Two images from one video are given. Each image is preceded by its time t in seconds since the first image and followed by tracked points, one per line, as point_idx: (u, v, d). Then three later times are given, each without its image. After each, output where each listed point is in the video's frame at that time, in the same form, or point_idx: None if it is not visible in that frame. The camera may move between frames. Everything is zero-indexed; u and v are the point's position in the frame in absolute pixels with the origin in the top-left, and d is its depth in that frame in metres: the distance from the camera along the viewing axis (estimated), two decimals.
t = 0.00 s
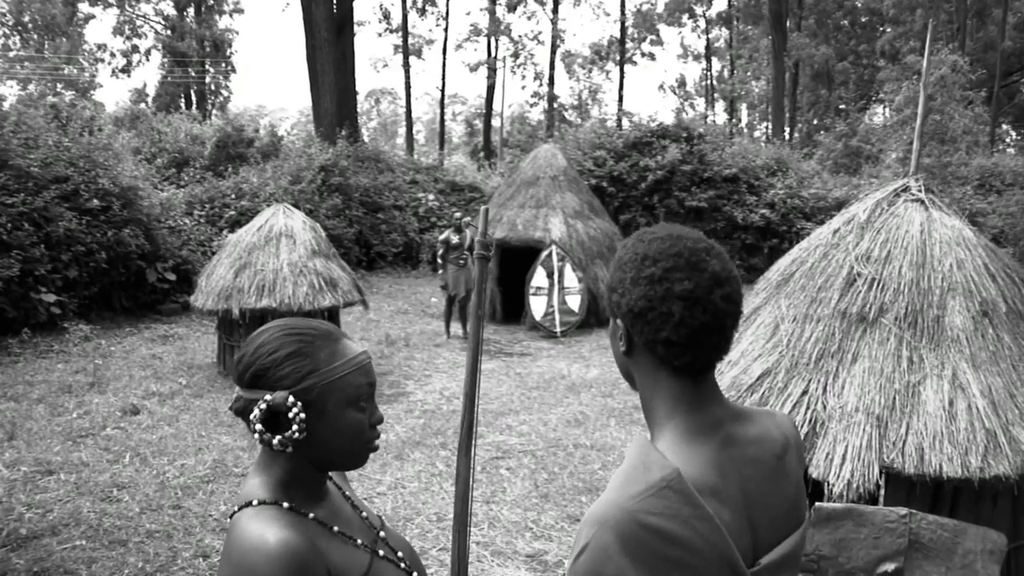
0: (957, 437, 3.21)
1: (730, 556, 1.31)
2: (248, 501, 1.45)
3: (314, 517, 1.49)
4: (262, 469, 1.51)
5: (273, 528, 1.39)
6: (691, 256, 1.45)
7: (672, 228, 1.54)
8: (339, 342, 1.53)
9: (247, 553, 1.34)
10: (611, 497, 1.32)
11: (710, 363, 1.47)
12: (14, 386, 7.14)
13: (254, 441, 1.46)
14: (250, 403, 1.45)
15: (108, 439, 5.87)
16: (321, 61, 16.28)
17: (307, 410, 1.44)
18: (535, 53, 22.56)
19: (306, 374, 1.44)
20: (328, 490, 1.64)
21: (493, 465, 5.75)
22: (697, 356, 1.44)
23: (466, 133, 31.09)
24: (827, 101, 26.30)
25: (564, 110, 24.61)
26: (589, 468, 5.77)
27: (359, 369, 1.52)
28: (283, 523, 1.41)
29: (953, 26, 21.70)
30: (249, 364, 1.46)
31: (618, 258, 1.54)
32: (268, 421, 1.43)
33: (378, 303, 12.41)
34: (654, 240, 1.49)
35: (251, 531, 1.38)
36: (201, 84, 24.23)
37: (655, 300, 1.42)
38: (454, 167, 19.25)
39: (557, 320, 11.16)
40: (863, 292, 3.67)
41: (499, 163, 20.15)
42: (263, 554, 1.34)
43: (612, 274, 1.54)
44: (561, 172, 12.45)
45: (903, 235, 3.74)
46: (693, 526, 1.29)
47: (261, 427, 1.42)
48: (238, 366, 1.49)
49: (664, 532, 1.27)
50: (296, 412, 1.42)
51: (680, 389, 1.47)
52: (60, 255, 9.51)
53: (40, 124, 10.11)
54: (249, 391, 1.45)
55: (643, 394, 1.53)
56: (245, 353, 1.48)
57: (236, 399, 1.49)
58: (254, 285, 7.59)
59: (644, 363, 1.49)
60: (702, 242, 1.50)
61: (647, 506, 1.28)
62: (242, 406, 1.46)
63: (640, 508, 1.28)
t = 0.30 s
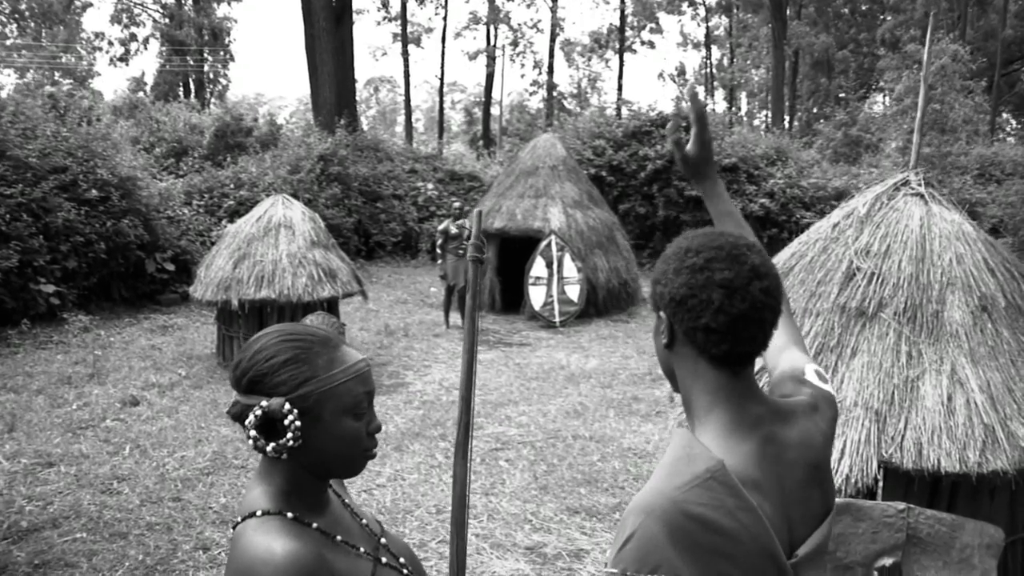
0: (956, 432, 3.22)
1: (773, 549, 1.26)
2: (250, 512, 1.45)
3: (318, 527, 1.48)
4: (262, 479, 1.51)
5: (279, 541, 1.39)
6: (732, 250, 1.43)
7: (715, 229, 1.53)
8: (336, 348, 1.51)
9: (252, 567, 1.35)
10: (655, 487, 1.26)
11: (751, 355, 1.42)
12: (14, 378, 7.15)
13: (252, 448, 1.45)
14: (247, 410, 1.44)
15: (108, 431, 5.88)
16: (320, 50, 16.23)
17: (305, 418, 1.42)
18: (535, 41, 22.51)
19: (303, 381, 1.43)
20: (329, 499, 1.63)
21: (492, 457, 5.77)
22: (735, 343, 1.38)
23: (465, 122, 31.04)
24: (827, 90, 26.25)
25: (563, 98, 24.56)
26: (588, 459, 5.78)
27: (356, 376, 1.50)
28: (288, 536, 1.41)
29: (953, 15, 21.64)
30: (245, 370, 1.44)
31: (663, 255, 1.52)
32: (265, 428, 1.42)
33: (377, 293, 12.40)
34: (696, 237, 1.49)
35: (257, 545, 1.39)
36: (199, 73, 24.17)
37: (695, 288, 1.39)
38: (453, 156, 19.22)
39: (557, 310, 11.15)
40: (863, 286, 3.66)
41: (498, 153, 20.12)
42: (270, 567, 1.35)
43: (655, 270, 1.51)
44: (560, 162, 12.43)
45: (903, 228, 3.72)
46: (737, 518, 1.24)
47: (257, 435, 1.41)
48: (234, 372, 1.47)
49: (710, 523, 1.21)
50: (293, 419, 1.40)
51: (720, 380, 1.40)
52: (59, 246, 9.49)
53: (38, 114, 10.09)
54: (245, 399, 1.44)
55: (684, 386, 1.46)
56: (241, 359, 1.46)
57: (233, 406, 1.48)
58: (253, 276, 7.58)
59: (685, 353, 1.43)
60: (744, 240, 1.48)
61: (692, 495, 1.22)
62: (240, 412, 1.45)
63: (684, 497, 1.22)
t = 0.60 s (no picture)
0: (953, 426, 3.22)
1: (839, 532, 1.29)
2: (255, 512, 1.45)
3: (322, 528, 1.49)
4: (268, 479, 1.50)
5: (286, 540, 1.40)
6: (824, 250, 1.38)
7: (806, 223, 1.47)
8: (348, 352, 1.51)
9: (259, 567, 1.35)
10: (730, 468, 1.29)
11: (832, 353, 1.39)
12: (13, 367, 7.15)
13: (261, 450, 1.44)
14: (258, 413, 1.44)
15: (107, 421, 5.89)
16: (319, 38, 16.17)
17: (318, 422, 1.42)
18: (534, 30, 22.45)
19: (316, 386, 1.43)
20: (331, 500, 1.63)
21: (491, 447, 5.79)
22: (819, 342, 1.36)
23: (464, 110, 31.00)
24: (827, 79, 26.22)
25: (563, 88, 24.52)
26: (587, 450, 5.79)
27: (368, 381, 1.51)
28: (294, 536, 1.41)
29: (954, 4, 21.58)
30: (256, 372, 1.44)
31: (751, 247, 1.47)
32: (276, 432, 1.41)
33: (376, 283, 12.40)
34: (785, 232, 1.43)
35: (263, 544, 1.39)
36: (198, 62, 24.11)
37: (785, 286, 1.35)
38: (452, 145, 19.19)
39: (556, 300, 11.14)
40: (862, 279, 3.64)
41: (497, 142, 20.10)
42: (276, 566, 1.35)
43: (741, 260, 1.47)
44: (559, 152, 12.41)
45: (902, 221, 3.70)
46: (809, 503, 1.26)
47: (269, 439, 1.40)
48: (245, 375, 1.47)
49: (784, 506, 1.24)
50: (306, 423, 1.40)
51: (799, 374, 1.39)
52: (58, 236, 9.46)
53: (36, 103, 10.05)
54: (256, 400, 1.44)
55: (759, 376, 1.45)
56: (253, 361, 1.46)
57: (243, 408, 1.48)
58: (252, 266, 7.57)
59: (767, 345, 1.41)
60: (833, 238, 1.43)
61: (767, 477, 1.25)
62: (249, 413, 1.45)
63: (759, 481, 1.25)
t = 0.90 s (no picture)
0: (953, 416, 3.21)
1: (918, 510, 1.36)
2: (254, 506, 1.45)
3: (321, 523, 1.48)
4: (268, 473, 1.51)
5: (284, 535, 1.39)
6: (910, 246, 1.43)
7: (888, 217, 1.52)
8: (355, 351, 1.51)
9: (257, 562, 1.34)
10: (816, 448, 1.35)
11: (911, 344, 1.45)
12: (13, 357, 7.15)
13: (262, 448, 1.44)
14: (260, 408, 1.43)
15: (107, 411, 5.89)
16: (317, 26, 16.08)
17: (322, 421, 1.42)
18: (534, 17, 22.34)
19: (321, 384, 1.43)
20: (330, 496, 1.63)
21: (491, 436, 5.80)
22: (901, 334, 1.43)
23: (464, 98, 30.88)
24: (827, 66, 26.15)
25: (562, 75, 24.43)
26: (586, 439, 5.80)
27: (373, 381, 1.51)
28: (294, 531, 1.41)
29: None
30: (261, 367, 1.44)
31: (835, 239, 1.53)
32: (278, 429, 1.41)
33: (376, 272, 12.39)
34: (872, 226, 1.48)
35: (261, 538, 1.38)
36: (196, 49, 24.00)
37: (873, 279, 1.42)
38: (451, 132, 19.13)
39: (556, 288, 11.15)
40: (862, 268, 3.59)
41: (496, 130, 20.04)
42: (275, 562, 1.34)
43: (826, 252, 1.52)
44: (559, 140, 12.36)
45: (902, 210, 3.66)
46: (891, 482, 1.34)
47: (271, 436, 1.40)
48: (249, 368, 1.46)
49: (868, 484, 1.31)
50: (310, 421, 1.40)
51: (882, 363, 1.45)
52: (57, 225, 9.44)
53: (34, 92, 10.01)
54: (259, 394, 1.43)
55: (839, 365, 1.50)
56: (257, 355, 1.45)
57: (245, 402, 1.47)
58: (251, 255, 7.56)
59: (850, 334, 1.47)
60: (918, 235, 1.48)
61: (850, 456, 1.32)
62: (252, 408, 1.45)
63: (843, 459, 1.32)
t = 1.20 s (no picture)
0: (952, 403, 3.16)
1: (977, 512, 1.30)
2: (252, 495, 1.45)
3: (318, 511, 1.49)
4: (266, 462, 1.51)
5: (280, 523, 1.39)
6: (984, 248, 1.36)
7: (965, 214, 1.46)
8: (356, 345, 1.50)
9: (253, 551, 1.34)
10: (859, 446, 1.37)
11: (984, 346, 1.40)
12: (12, 343, 7.15)
13: (260, 439, 1.44)
14: (259, 397, 1.42)
15: (108, 397, 5.90)
16: (316, 10, 15.97)
17: (319, 415, 1.42)
18: None
19: (320, 377, 1.43)
20: (331, 484, 1.63)
21: (490, 422, 5.81)
22: (973, 338, 1.37)
23: (463, 81, 30.75)
24: (828, 51, 26.09)
25: (562, 59, 24.33)
26: (586, 424, 5.81)
27: (373, 376, 1.50)
28: (289, 520, 1.41)
29: None
30: (261, 357, 1.43)
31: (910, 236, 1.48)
32: (276, 420, 1.41)
33: (375, 257, 12.38)
34: (946, 225, 1.42)
35: (257, 527, 1.38)
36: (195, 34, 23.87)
37: (943, 282, 1.36)
38: (451, 116, 19.05)
39: (555, 272, 11.14)
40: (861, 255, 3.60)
41: (496, 114, 19.96)
42: (270, 550, 1.34)
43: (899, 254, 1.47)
44: (559, 124, 12.30)
45: (902, 196, 3.63)
46: (936, 478, 1.31)
47: (269, 427, 1.40)
48: (249, 357, 1.46)
49: (907, 481, 1.31)
50: (307, 415, 1.39)
51: (950, 361, 1.40)
52: (56, 211, 9.41)
53: (32, 77, 9.95)
54: (257, 383, 1.43)
55: (907, 364, 1.47)
56: (258, 345, 1.45)
57: (244, 389, 1.47)
58: (250, 241, 7.54)
59: (919, 336, 1.43)
60: (995, 235, 1.41)
61: (885, 455, 1.33)
62: (251, 398, 1.44)
63: (878, 456, 1.33)
